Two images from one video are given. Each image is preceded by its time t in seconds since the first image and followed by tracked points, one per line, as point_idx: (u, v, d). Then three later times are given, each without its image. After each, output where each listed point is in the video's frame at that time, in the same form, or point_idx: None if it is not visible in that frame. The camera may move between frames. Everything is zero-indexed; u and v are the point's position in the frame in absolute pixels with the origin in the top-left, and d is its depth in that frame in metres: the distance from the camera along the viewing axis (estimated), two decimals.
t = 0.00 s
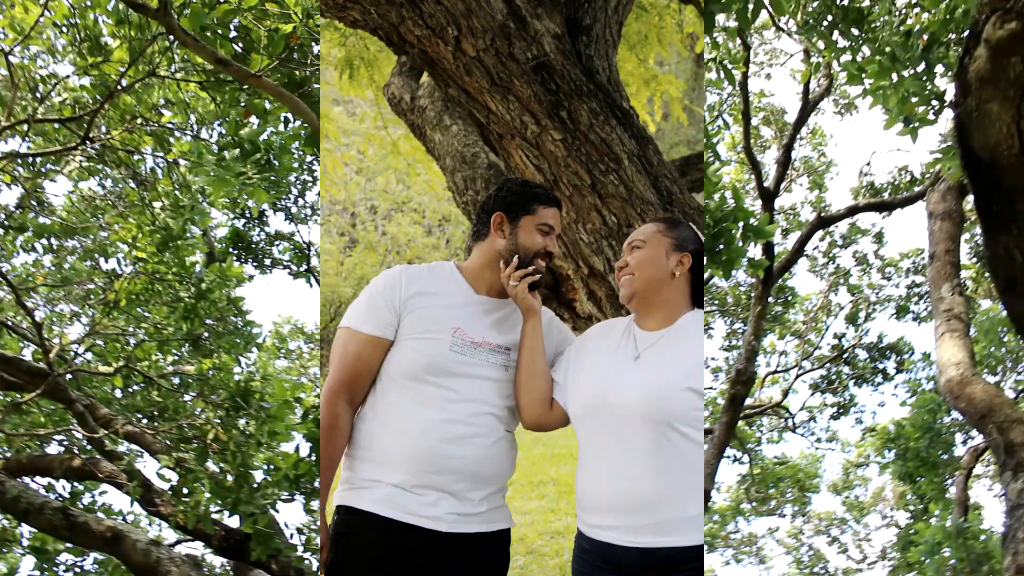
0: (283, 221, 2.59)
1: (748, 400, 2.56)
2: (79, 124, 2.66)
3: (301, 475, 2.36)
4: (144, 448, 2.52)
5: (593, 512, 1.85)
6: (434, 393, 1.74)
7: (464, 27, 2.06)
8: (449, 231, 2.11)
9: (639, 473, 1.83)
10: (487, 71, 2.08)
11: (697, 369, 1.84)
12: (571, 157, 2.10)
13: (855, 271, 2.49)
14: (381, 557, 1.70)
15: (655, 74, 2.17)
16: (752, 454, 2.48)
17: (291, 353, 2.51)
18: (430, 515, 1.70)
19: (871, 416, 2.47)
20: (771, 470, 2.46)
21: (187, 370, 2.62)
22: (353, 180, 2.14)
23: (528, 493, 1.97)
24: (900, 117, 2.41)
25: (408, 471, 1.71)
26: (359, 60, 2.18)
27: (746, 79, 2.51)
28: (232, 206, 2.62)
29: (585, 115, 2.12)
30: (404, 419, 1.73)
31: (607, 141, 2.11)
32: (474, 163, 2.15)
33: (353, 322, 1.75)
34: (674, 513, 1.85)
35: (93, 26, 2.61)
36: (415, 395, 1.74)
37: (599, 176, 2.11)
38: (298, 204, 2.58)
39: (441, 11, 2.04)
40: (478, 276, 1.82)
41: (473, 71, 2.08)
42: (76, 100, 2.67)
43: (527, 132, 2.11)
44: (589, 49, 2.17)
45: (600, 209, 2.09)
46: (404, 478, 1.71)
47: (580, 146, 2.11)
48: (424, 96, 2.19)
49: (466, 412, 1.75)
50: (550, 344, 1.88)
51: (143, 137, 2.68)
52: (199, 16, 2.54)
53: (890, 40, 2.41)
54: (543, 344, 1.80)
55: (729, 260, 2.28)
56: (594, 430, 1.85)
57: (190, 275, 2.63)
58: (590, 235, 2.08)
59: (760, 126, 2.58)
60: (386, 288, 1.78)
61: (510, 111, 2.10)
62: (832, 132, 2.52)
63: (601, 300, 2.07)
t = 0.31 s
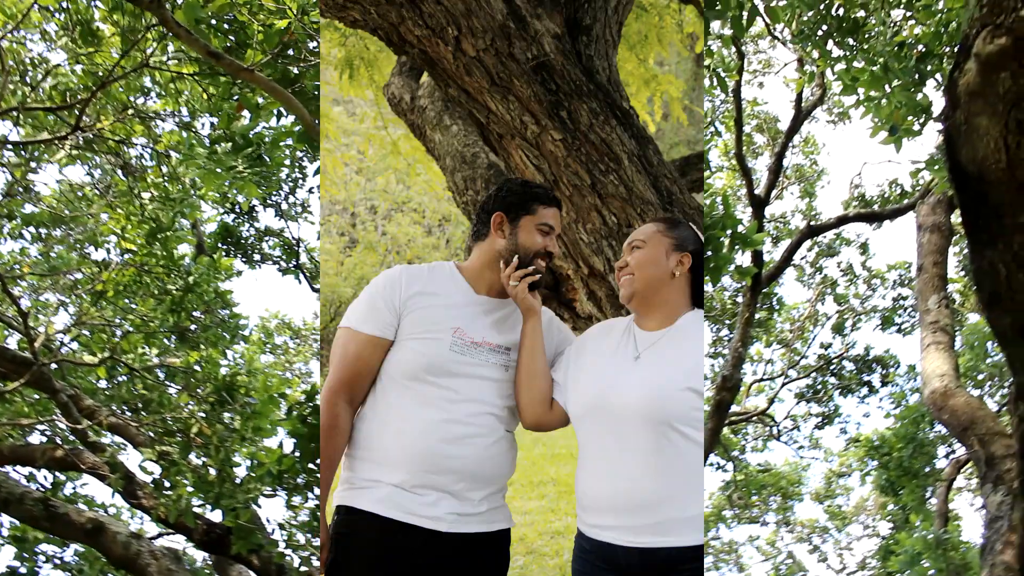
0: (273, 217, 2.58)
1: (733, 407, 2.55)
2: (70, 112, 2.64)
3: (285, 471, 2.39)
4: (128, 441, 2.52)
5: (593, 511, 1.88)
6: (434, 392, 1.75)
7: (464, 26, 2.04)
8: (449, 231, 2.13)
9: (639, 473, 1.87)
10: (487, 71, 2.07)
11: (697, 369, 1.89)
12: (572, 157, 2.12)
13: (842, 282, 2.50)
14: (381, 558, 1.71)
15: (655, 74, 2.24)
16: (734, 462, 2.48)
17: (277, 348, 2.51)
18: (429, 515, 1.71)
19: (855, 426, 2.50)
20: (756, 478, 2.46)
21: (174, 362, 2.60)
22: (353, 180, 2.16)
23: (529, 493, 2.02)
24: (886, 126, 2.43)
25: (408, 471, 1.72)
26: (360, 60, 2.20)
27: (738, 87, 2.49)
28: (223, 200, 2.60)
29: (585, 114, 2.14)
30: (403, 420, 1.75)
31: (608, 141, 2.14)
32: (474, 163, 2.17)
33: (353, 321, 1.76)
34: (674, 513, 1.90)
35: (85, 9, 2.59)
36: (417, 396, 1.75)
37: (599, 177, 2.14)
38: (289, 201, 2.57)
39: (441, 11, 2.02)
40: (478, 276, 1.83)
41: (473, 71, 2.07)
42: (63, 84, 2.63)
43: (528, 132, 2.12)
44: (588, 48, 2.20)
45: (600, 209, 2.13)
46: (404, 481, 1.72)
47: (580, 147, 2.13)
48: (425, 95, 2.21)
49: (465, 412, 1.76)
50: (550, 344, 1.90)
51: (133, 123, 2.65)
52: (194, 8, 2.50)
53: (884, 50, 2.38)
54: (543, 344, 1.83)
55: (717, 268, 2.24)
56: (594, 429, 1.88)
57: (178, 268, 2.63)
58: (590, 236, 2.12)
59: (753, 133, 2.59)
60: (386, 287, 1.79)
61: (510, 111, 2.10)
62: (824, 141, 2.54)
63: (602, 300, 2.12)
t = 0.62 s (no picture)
0: (262, 212, 2.57)
1: (718, 415, 2.56)
2: (60, 98, 2.61)
3: (267, 465, 2.47)
4: (110, 431, 2.51)
5: (593, 511, 2.00)
6: (434, 393, 1.84)
7: (463, 26, 2.13)
8: (449, 231, 2.20)
9: (639, 473, 1.98)
10: (487, 71, 2.16)
11: (696, 369, 2.01)
12: (572, 157, 2.20)
13: (829, 292, 2.52)
14: (381, 557, 1.79)
15: (655, 74, 2.29)
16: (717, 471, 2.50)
17: (263, 342, 2.49)
18: (430, 515, 1.80)
19: (837, 436, 2.51)
20: (740, 485, 2.49)
21: (159, 353, 2.58)
22: (352, 179, 2.23)
23: (529, 493, 2.10)
24: (872, 136, 2.45)
25: (409, 471, 1.80)
26: (359, 60, 2.25)
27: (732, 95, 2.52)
28: (211, 191, 2.60)
29: (585, 114, 2.21)
30: (403, 419, 1.83)
31: (609, 141, 2.21)
32: (474, 163, 2.24)
33: (353, 322, 1.83)
34: (674, 513, 2.01)
35: None
36: (417, 394, 1.83)
37: (599, 176, 2.21)
38: (277, 198, 2.57)
39: (441, 11, 2.11)
40: (478, 276, 1.92)
41: (473, 71, 2.16)
42: (56, 69, 2.59)
43: (527, 132, 2.20)
44: (588, 48, 2.26)
45: (600, 210, 2.20)
46: (404, 479, 1.80)
47: (581, 147, 2.20)
48: (425, 96, 2.27)
49: (468, 413, 1.85)
50: (550, 344, 1.99)
51: (125, 112, 2.61)
52: None
53: (875, 60, 2.45)
54: (543, 344, 1.92)
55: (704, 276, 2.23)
56: (595, 429, 2.00)
57: (165, 258, 2.59)
58: (590, 236, 2.19)
59: (746, 141, 2.59)
60: (386, 288, 1.86)
61: (509, 111, 2.19)
62: (817, 151, 2.53)
63: (602, 300, 2.18)
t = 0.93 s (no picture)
0: (250, 205, 2.58)
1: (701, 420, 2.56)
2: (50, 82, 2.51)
3: (246, 456, 2.52)
4: (91, 419, 2.48)
5: (594, 511, 2.06)
6: (434, 393, 1.97)
7: (463, 26, 2.16)
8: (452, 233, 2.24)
9: (640, 473, 2.04)
10: (487, 71, 2.19)
11: (696, 370, 2.07)
12: (573, 157, 2.24)
13: (815, 299, 2.52)
14: (382, 556, 1.94)
15: (655, 74, 2.43)
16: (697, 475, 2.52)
17: (248, 332, 2.55)
18: (430, 515, 1.94)
19: (819, 442, 2.51)
20: (722, 490, 2.50)
21: (142, 342, 2.53)
22: (352, 179, 2.53)
23: (529, 493, 2.25)
24: (861, 145, 2.46)
25: (409, 472, 1.94)
26: (359, 61, 2.55)
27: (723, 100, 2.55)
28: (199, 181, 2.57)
29: (585, 114, 2.25)
30: (404, 418, 1.95)
31: (609, 141, 2.25)
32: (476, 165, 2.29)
33: (354, 323, 1.95)
34: (674, 513, 2.07)
35: None
36: (416, 393, 1.96)
37: (599, 176, 2.25)
38: (266, 191, 2.60)
39: (441, 12, 2.14)
40: (478, 276, 2.03)
41: (474, 71, 2.19)
42: (49, 53, 2.49)
43: (528, 131, 2.24)
44: (588, 47, 2.31)
45: (600, 209, 2.25)
46: (404, 480, 1.94)
47: (581, 147, 2.24)
48: (424, 96, 2.57)
49: (466, 415, 1.97)
50: (550, 344, 2.08)
51: (114, 96, 2.54)
52: None
53: (865, 70, 2.46)
54: (542, 344, 2.01)
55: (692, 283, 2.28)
56: (595, 429, 2.06)
57: (151, 245, 2.54)
58: (590, 236, 2.24)
59: (738, 147, 2.60)
60: (386, 288, 1.98)
61: (509, 110, 2.23)
62: (808, 160, 2.54)
63: (602, 300, 2.25)
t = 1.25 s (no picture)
0: (238, 196, 2.55)
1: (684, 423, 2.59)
2: (39, 67, 2.51)
3: (227, 448, 2.49)
4: (70, 405, 2.46)
5: (594, 512, 2.04)
6: (434, 393, 1.96)
7: (463, 27, 2.16)
8: (449, 231, 2.27)
9: (639, 473, 2.02)
10: (487, 71, 2.19)
11: (696, 370, 2.03)
12: (573, 158, 2.24)
13: (803, 308, 2.54)
14: (382, 556, 1.94)
15: (655, 74, 2.36)
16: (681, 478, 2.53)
17: (234, 322, 2.51)
18: (430, 514, 1.93)
19: (801, 450, 2.53)
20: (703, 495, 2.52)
21: (124, 329, 2.51)
22: (352, 179, 2.28)
23: (529, 493, 2.17)
24: (851, 157, 2.47)
25: (409, 472, 1.94)
26: (359, 60, 2.32)
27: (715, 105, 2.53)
28: (190, 169, 2.55)
29: (585, 114, 2.25)
30: (403, 418, 1.95)
31: (609, 141, 2.25)
32: (474, 163, 2.31)
33: (353, 323, 1.95)
34: (674, 513, 2.04)
35: None
36: (416, 393, 1.96)
37: (599, 176, 2.24)
38: (254, 182, 2.56)
39: (441, 12, 2.14)
40: (478, 276, 2.03)
41: (474, 71, 2.19)
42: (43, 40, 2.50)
43: (528, 132, 2.24)
44: (588, 47, 2.30)
45: (600, 209, 2.24)
46: (403, 481, 1.94)
47: (581, 147, 2.24)
48: (425, 96, 2.35)
49: (469, 415, 1.97)
50: (550, 344, 2.06)
51: (106, 84, 2.52)
52: None
53: (855, 81, 2.47)
54: (542, 345, 2.00)
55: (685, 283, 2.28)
56: (595, 431, 2.04)
57: (135, 233, 2.53)
58: (591, 236, 2.23)
59: (730, 155, 2.61)
60: (386, 288, 1.98)
61: (510, 111, 2.22)
62: (799, 170, 2.56)
63: (602, 300, 2.23)
